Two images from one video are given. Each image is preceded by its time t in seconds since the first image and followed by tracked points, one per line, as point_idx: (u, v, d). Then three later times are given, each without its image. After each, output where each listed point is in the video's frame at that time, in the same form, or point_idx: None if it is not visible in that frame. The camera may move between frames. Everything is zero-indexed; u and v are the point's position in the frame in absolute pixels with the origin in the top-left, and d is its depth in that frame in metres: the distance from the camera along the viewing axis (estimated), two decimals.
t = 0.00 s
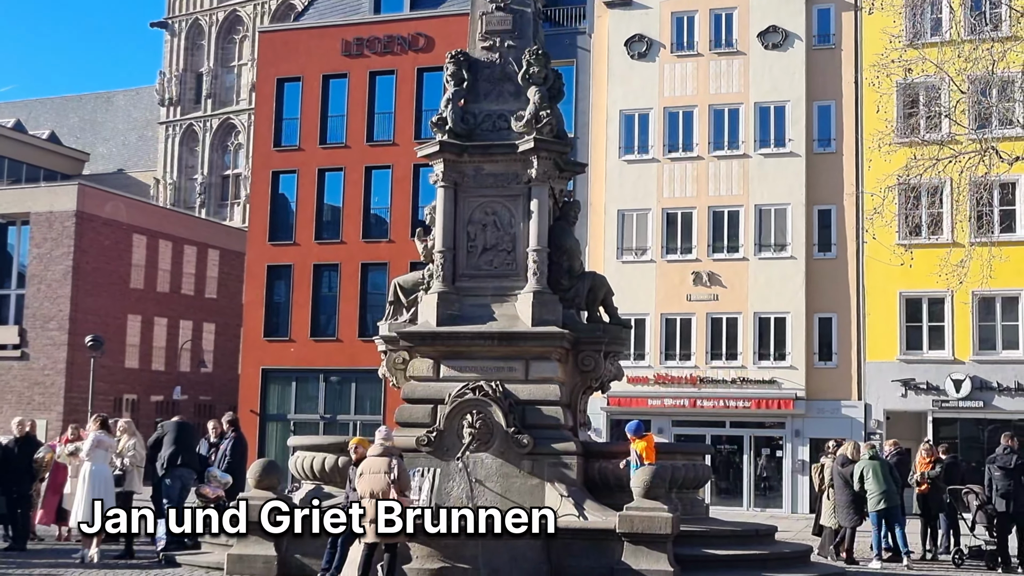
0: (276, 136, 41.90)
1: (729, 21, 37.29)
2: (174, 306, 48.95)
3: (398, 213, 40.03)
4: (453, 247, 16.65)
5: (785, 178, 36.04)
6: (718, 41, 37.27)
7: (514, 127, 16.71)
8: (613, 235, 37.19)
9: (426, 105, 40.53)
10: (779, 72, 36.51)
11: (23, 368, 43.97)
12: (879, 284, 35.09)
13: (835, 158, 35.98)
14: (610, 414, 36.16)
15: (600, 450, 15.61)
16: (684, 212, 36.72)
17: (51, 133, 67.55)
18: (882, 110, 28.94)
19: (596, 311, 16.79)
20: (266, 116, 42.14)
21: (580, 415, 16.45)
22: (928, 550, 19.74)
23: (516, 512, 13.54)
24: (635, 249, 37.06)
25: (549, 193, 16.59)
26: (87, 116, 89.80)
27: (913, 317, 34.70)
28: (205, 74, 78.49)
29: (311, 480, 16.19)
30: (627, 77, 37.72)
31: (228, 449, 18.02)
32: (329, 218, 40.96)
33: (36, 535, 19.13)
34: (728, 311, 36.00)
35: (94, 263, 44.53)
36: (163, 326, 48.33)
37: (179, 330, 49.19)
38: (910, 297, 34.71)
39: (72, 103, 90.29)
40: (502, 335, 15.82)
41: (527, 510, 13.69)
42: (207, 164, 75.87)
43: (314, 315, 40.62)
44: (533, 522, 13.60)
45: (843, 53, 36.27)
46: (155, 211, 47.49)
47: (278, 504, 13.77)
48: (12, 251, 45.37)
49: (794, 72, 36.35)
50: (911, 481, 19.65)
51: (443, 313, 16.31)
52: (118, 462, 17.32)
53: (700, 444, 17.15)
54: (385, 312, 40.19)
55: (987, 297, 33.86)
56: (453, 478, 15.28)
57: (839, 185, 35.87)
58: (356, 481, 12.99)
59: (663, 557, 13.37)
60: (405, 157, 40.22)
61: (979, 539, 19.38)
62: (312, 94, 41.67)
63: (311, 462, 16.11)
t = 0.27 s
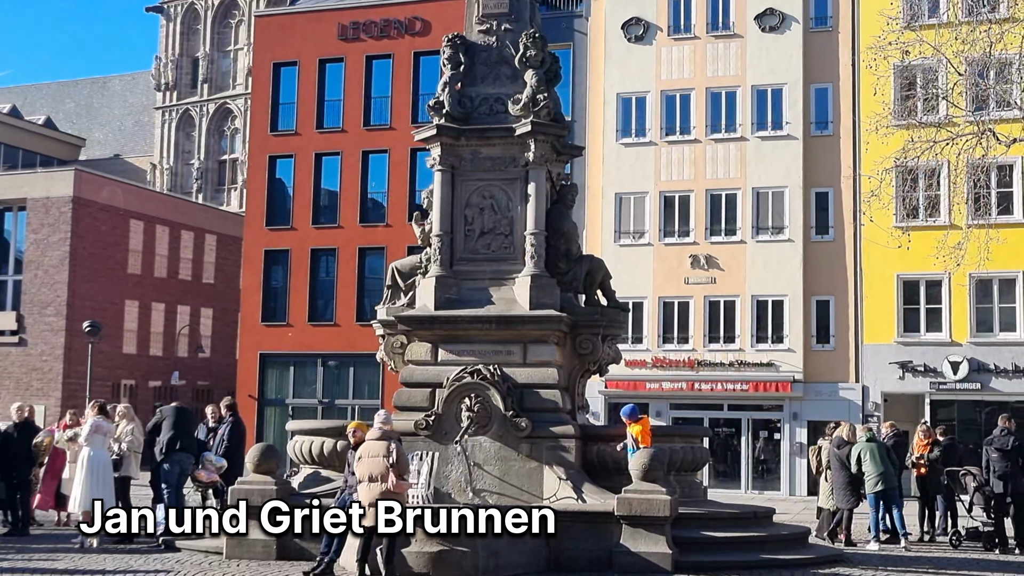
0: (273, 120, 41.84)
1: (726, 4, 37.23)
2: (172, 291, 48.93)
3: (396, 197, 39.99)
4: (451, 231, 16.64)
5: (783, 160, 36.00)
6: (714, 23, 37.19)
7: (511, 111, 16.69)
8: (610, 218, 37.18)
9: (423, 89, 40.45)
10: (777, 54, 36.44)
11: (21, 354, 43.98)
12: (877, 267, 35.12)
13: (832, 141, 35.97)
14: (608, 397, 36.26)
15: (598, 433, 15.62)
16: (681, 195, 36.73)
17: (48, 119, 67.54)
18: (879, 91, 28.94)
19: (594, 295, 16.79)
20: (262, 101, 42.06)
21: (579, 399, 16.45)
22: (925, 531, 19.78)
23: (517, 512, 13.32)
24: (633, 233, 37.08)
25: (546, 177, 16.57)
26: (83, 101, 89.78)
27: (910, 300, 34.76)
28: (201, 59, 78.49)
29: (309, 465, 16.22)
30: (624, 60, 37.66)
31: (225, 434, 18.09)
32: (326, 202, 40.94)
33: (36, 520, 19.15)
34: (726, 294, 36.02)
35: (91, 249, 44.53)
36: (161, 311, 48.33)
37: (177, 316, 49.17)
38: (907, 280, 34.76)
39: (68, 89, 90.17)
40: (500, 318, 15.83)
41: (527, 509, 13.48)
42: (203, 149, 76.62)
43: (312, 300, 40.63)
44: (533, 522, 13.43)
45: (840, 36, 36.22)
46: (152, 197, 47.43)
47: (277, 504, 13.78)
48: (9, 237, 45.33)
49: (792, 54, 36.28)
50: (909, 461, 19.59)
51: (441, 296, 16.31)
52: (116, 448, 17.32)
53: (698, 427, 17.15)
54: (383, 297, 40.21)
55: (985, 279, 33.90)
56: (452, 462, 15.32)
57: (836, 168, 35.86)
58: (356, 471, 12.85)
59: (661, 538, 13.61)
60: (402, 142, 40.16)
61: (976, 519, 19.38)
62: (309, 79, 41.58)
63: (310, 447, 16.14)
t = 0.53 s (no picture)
0: (270, 108, 41.81)
1: None
2: (171, 280, 48.91)
3: (394, 185, 39.96)
4: (449, 218, 16.63)
5: (781, 147, 36.01)
6: (713, 10, 37.09)
7: (510, 98, 16.66)
8: (608, 204, 37.16)
9: (421, 77, 40.37)
10: (775, 41, 36.38)
11: (20, 342, 44.01)
12: (875, 253, 35.14)
13: (830, 127, 35.95)
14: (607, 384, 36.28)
15: (597, 421, 15.62)
16: (679, 181, 36.72)
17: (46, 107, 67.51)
18: (878, 79, 28.95)
19: (592, 282, 16.80)
20: (260, 88, 42.02)
21: (578, 386, 16.46)
22: (924, 518, 19.79)
23: (517, 512, 13.37)
24: (631, 220, 37.05)
25: (544, 164, 16.57)
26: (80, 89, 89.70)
27: (908, 286, 34.77)
28: (198, 47, 78.42)
29: (309, 452, 16.23)
30: (622, 47, 37.60)
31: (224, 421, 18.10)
32: (324, 190, 40.92)
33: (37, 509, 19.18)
34: (724, 281, 36.04)
35: (89, 238, 44.53)
36: (159, 300, 48.32)
37: (175, 304, 49.15)
38: (905, 266, 34.77)
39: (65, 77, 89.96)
40: (499, 305, 15.83)
41: (527, 510, 13.55)
42: (201, 137, 76.79)
43: (310, 288, 40.63)
44: (533, 523, 13.48)
45: (839, 22, 36.14)
46: (150, 185, 47.38)
47: (277, 504, 14.00)
48: (6, 226, 45.31)
49: (790, 41, 36.23)
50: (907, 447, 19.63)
51: (440, 284, 16.31)
52: (115, 435, 17.33)
53: (697, 414, 17.17)
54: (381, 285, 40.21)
55: (983, 266, 33.91)
56: (451, 449, 15.34)
57: (834, 154, 35.83)
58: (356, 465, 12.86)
59: (660, 525, 13.69)
60: (400, 129, 40.11)
61: (975, 505, 19.42)
62: (306, 66, 41.54)
63: (309, 435, 16.14)
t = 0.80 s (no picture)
0: (268, 98, 41.75)
1: None
2: (169, 271, 48.89)
3: (392, 175, 39.93)
4: (447, 208, 16.62)
5: (779, 137, 35.99)
6: None
7: (508, 87, 16.61)
8: (606, 194, 37.13)
9: (418, 67, 40.32)
10: (773, 30, 36.34)
11: (19, 333, 44.02)
12: (873, 242, 35.14)
13: (828, 116, 35.93)
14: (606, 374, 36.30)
15: (595, 410, 15.62)
16: (678, 171, 36.70)
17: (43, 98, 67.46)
18: (875, 69, 29.02)
19: (591, 272, 16.80)
20: (257, 79, 41.97)
21: (576, 375, 16.47)
22: (923, 506, 19.80)
23: (516, 512, 13.58)
24: (629, 210, 37.01)
25: (542, 153, 16.56)
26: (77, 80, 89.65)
27: (906, 276, 34.78)
28: (196, 37, 78.36)
29: (307, 442, 16.23)
30: (620, 36, 37.54)
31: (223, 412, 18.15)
32: (322, 180, 40.89)
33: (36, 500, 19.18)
34: (722, 271, 36.06)
35: (87, 229, 44.51)
36: (157, 291, 48.31)
37: (174, 295, 49.14)
38: (904, 256, 34.76)
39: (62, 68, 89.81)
40: (497, 295, 15.81)
41: (527, 510, 13.76)
42: (199, 128, 76.80)
43: (309, 278, 40.62)
44: (533, 523, 13.65)
45: (837, 11, 36.10)
46: (148, 176, 47.34)
47: (277, 504, 14.14)
48: (4, 217, 45.27)
49: (788, 30, 36.20)
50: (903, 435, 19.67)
51: (438, 274, 16.31)
52: (114, 426, 17.37)
53: (695, 403, 17.19)
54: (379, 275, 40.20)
55: (981, 255, 33.92)
56: (450, 440, 15.34)
57: (832, 144, 35.81)
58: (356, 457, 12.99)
59: (659, 514, 13.69)
60: (398, 119, 40.07)
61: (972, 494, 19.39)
62: (304, 57, 41.50)
63: (307, 425, 16.14)
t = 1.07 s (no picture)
0: (267, 89, 41.70)
1: None
2: (167, 262, 48.87)
3: (391, 166, 39.90)
4: (446, 197, 16.61)
5: (777, 127, 35.97)
6: None
7: (506, 77, 16.58)
8: (605, 184, 37.11)
9: (417, 57, 40.27)
10: (771, 20, 36.28)
11: (17, 325, 44.06)
12: (872, 232, 35.12)
13: (827, 106, 35.89)
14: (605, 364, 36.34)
15: (594, 400, 15.63)
16: (676, 161, 36.68)
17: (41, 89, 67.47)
18: (873, 58, 29.03)
19: (589, 262, 16.81)
20: (256, 69, 41.92)
21: (575, 365, 16.48)
22: (921, 495, 19.81)
23: (517, 512, 13.41)
24: (628, 200, 37.00)
25: (541, 143, 16.53)
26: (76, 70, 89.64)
27: (905, 265, 34.78)
28: (194, 28, 78.28)
29: (307, 433, 16.24)
30: (619, 26, 37.47)
31: (222, 401, 18.16)
32: (321, 171, 40.87)
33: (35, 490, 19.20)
34: (721, 261, 36.06)
35: (85, 220, 44.50)
36: (156, 282, 48.30)
37: (172, 286, 49.12)
38: (903, 246, 34.75)
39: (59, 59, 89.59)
40: (496, 285, 15.81)
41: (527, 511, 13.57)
42: (197, 119, 76.81)
43: (308, 269, 40.61)
44: (533, 523, 13.48)
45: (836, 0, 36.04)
46: (146, 167, 47.30)
47: (277, 504, 13.76)
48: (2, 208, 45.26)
49: (786, 20, 36.15)
50: (903, 427, 19.71)
51: (436, 265, 16.31)
52: (114, 416, 17.42)
53: (694, 393, 17.19)
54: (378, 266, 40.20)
55: (980, 245, 33.94)
56: (449, 430, 15.34)
57: (831, 133, 35.78)
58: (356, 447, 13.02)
59: (658, 504, 13.70)
60: (396, 109, 40.03)
61: (971, 484, 19.36)
62: (302, 47, 41.45)
63: (306, 415, 16.14)
